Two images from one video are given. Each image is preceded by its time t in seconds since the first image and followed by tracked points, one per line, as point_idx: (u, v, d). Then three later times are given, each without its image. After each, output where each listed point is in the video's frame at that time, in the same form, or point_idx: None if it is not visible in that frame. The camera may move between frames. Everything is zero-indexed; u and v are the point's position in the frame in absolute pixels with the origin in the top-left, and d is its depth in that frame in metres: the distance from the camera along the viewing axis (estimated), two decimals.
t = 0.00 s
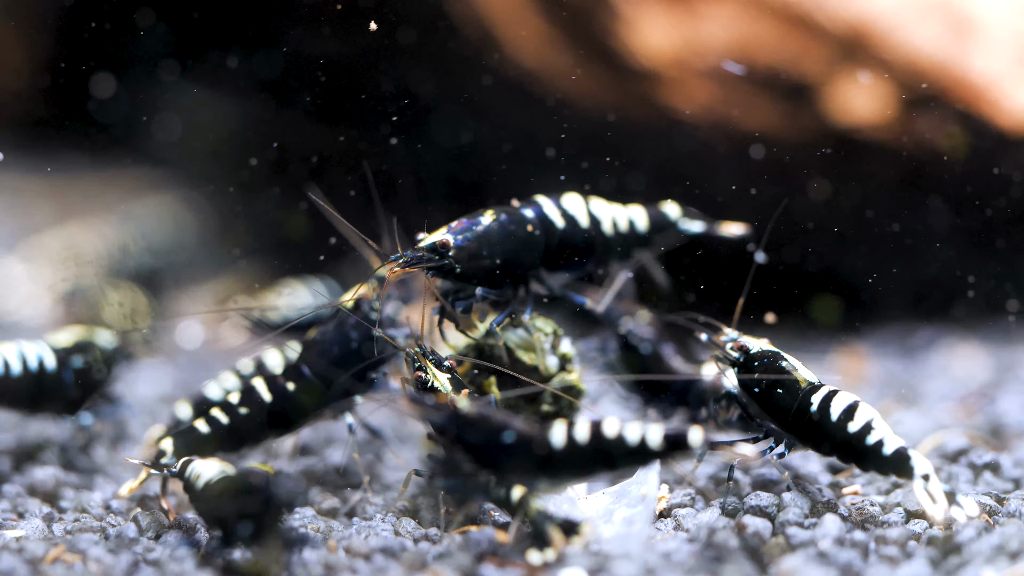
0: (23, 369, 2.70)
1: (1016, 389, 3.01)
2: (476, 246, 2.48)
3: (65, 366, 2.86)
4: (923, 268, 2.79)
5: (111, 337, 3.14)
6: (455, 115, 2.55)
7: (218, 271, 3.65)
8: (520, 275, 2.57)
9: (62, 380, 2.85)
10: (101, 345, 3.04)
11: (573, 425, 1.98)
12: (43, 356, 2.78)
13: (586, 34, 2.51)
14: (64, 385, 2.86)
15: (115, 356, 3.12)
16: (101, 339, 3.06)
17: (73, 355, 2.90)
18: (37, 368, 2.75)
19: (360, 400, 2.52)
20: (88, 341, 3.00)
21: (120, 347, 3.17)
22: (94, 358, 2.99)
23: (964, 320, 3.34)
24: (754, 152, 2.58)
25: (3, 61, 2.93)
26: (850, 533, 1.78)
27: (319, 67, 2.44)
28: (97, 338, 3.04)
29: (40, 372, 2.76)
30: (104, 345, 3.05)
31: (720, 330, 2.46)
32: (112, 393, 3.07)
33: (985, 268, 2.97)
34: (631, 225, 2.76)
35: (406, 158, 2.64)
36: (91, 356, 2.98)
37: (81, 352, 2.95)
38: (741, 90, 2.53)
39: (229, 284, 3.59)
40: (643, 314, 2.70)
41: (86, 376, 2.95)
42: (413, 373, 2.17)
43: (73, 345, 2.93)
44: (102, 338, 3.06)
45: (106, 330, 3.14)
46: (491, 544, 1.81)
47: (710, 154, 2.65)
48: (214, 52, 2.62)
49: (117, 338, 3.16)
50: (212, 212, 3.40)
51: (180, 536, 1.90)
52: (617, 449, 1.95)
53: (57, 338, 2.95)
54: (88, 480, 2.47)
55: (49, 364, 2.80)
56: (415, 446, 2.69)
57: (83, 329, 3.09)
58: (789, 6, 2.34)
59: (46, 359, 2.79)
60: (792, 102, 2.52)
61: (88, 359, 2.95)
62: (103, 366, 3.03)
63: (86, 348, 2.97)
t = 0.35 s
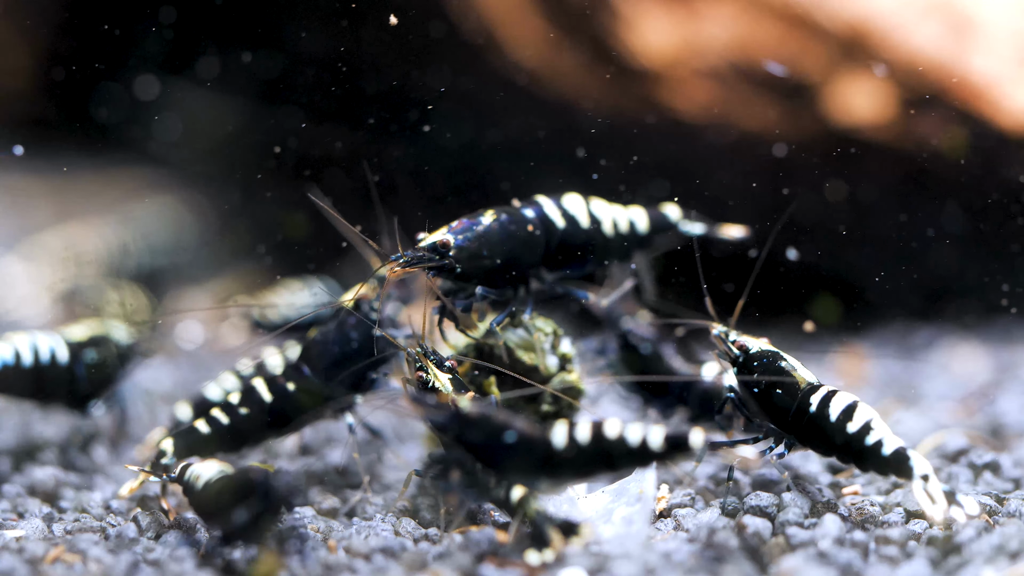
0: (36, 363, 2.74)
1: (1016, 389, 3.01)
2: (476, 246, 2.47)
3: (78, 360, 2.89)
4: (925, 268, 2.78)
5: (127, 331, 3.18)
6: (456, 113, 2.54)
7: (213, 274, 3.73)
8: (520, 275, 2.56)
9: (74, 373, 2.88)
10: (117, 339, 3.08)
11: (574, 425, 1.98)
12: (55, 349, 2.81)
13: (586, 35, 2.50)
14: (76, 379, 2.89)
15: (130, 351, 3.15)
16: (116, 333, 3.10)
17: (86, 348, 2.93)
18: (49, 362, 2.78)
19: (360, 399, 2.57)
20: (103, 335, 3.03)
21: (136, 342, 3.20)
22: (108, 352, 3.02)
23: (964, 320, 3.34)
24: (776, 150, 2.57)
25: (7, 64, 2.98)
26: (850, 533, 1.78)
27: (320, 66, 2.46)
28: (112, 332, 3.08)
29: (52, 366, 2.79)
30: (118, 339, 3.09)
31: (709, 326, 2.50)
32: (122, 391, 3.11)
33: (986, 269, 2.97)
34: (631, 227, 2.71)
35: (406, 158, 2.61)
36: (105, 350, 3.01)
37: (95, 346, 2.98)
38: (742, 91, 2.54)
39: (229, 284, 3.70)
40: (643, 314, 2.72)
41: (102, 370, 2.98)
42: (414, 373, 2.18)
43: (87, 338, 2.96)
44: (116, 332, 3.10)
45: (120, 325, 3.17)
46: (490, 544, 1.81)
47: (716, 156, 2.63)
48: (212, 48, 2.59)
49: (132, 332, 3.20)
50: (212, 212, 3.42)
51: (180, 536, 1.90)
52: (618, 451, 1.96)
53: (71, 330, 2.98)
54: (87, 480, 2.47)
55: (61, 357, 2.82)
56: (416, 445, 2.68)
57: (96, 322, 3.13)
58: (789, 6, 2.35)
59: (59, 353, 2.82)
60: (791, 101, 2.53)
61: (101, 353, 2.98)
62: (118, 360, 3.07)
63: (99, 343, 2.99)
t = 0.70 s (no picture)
0: (30, 363, 2.80)
1: (1015, 389, 3.01)
2: (476, 246, 2.49)
3: (75, 357, 2.95)
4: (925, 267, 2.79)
5: (128, 325, 3.22)
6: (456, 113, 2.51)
7: (218, 272, 3.79)
8: (519, 275, 2.58)
9: (71, 371, 2.93)
10: (116, 335, 3.12)
11: (574, 425, 1.99)
12: (49, 348, 2.86)
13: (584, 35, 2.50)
14: (74, 376, 2.95)
15: (130, 345, 3.19)
16: (116, 328, 3.14)
17: (82, 346, 2.98)
18: (43, 361, 2.83)
19: (361, 398, 2.57)
20: (101, 332, 3.07)
21: (139, 335, 3.25)
22: (107, 347, 3.07)
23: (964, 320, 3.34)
24: (799, 150, 2.57)
25: (9, 61, 3.04)
26: (850, 533, 1.78)
27: (322, 65, 2.42)
28: (111, 327, 3.13)
29: (48, 363, 2.85)
30: (117, 334, 3.13)
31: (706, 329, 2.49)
32: (126, 388, 3.14)
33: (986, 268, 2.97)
34: (632, 228, 2.79)
35: (408, 158, 2.61)
36: (103, 346, 3.05)
37: (93, 342, 3.03)
38: (742, 90, 2.52)
39: (230, 283, 3.76)
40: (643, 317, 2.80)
41: (101, 366, 3.03)
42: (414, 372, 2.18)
43: (83, 336, 3.01)
44: (116, 327, 3.15)
45: (123, 319, 3.22)
46: (490, 544, 1.81)
47: (711, 157, 2.59)
48: (213, 48, 2.57)
49: (133, 326, 3.23)
50: (212, 213, 3.48)
51: (181, 536, 1.90)
52: (618, 451, 1.96)
53: (68, 328, 3.03)
54: (87, 480, 2.47)
55: (56, 356, 2.87)
56: (416, 445, 2.65)
57: (98, 318, 3.16)
58: (789, 6, 2.37)
59: (55, 352, 2.88)
60: (791, 101, 2.52)
61: (99, 350, 3.03)
62: (118, 354, 3.12)
63: (98, 338, 3.05)
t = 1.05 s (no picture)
0: (25, 364, 2.81)
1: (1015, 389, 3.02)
2: (474, 247, 2.49)
3: (71, 355, 2.98)
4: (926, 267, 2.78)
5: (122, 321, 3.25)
6: (456, 112, 2.51)
7: (215, 272, 3.71)
8: (518, 275, 2.58)
9: (68, 370, 2.97)
10: (110, 332, 3.15)
11: (574, 425, 2.00)
12: (44, 347, 2.88)
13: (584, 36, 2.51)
14: (71, 375, 2.99)
15: (125, 341, 3.22)
16: (110, 326, 3.17)
17: (78, 344, 3.00)
18: (39, 361, 2.85)
19: (360, 398, 2.59)
20: (95, 330, 3.10)
21: (134, 333, 3.28)
22: (102, 344, 3.11)
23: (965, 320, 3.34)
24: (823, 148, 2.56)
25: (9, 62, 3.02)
26: (850, 533, 1.79)
27: (322, 68, 2.42)
28: (105, 325, 3.16)
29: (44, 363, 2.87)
30: (111, 331, 3.16)
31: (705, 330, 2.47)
32: (122, 386, 3.19)
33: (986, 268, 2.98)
34: (630, 227, 2.72)
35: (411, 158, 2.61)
36: (98, 344, 3.09)
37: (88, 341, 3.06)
38: (742, 90, 2.52)
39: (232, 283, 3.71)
40: (643, 315, 2.78)
41: (97, 363, 3.08)
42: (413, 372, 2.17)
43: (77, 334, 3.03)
44: (109, 324, 3.17)
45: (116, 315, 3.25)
46: (490, 544, 1.81)
47: (712, 155, 2.59)
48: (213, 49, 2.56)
49: (127, 322, 3.26)
50: (213, 215, 3.46)
51: (181, 536, 1.90)
52: (618, 452, 1.96)
53: (62, 326, 3.08)
54: (87, 480, 2.47)
55: (51, 355, 2.89)
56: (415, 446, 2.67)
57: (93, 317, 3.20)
58: (789, 5, 2.35)
59: (51, 351, 2.89)
60: (790, 101, 2.52)
61: (95, 348, 3.07)
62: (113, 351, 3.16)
63: (92, 335, 3.08)
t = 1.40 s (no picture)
0: (27, 359, 2.87)
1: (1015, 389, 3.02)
2: (472, 247, 2.45)
3: (71, 351, 3.02)
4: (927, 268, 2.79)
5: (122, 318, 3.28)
6: (456, 113, 2.54)
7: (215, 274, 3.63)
8: (517, 275, 2.52)
9: (69, 367, 3.01)
10: (109, 329, 3.18)
11: (577, 426, 2.00)
12: (45, 344, 2.93)
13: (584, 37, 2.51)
14: (71, 373, 3.02)
15: (123, 338, 3.25)
16: (109, 323, 3.20)
17: (77, 340, 3.05)
18: (41, 357, 2.91)
19: (360, 398, 2.59)
20: (94, 327, 3.14)
21: (133, 331, 3.30)
22: (102, 341, 3.15)
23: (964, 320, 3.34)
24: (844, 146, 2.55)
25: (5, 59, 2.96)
26: (850, 533, 1.79)
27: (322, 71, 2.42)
28: (105, 322, 3.19)
29: (45, 359, 2.91)
30: (110, 329, 3.19)
31: (701, 331, 2.46)
32: (123, 385, 3.20)
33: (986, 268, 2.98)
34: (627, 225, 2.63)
35: (410, 157, 2.63)
36: (97, 342, 3.13)
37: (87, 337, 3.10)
38: (742, 90, 2.52)
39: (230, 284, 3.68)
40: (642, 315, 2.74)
41: (97, 361, 3.12)
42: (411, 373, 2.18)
43: (76, 332, 3.07)
44: (109, 322, 3.20)
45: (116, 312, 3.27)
46: (490, 545, 1.81)
47: (709, 157, 2.57)
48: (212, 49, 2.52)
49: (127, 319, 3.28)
50: (213, 215, 3.44)
51: (181, 536, 1.90)
52: (620, 451, 1.96)
53: (63, 324, 3.11)
54: (87, 480, 2.47)
55: (53, 352, 2.94)
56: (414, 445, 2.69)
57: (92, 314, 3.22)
58: (789, 6, 2.37)
59: (51, 347, 2.95)
60: (791, 100, 2.53)
61: (95, 346, 3.11)
62: (112, 348, 3.20)
63: (93, 333, 3.12)
